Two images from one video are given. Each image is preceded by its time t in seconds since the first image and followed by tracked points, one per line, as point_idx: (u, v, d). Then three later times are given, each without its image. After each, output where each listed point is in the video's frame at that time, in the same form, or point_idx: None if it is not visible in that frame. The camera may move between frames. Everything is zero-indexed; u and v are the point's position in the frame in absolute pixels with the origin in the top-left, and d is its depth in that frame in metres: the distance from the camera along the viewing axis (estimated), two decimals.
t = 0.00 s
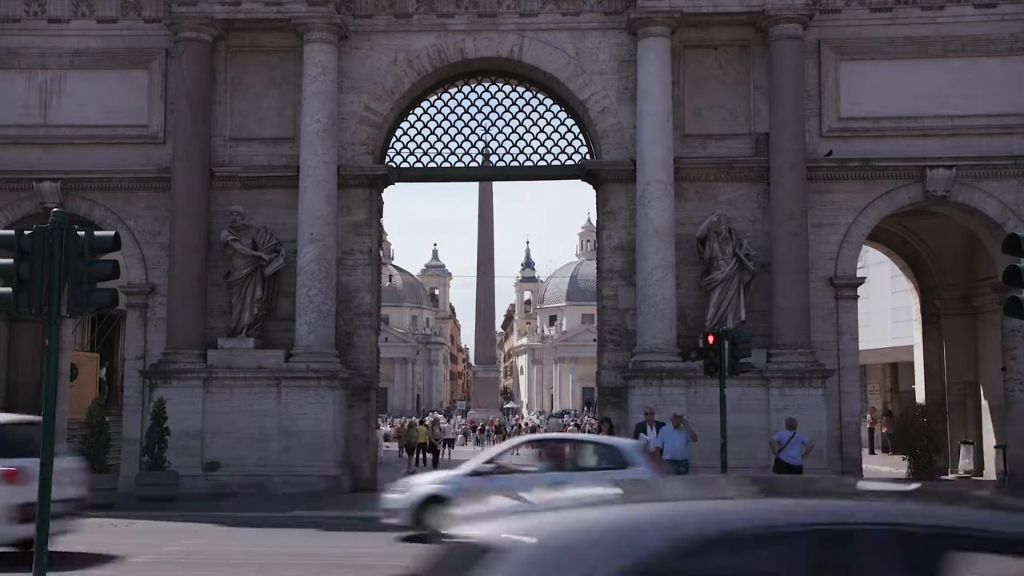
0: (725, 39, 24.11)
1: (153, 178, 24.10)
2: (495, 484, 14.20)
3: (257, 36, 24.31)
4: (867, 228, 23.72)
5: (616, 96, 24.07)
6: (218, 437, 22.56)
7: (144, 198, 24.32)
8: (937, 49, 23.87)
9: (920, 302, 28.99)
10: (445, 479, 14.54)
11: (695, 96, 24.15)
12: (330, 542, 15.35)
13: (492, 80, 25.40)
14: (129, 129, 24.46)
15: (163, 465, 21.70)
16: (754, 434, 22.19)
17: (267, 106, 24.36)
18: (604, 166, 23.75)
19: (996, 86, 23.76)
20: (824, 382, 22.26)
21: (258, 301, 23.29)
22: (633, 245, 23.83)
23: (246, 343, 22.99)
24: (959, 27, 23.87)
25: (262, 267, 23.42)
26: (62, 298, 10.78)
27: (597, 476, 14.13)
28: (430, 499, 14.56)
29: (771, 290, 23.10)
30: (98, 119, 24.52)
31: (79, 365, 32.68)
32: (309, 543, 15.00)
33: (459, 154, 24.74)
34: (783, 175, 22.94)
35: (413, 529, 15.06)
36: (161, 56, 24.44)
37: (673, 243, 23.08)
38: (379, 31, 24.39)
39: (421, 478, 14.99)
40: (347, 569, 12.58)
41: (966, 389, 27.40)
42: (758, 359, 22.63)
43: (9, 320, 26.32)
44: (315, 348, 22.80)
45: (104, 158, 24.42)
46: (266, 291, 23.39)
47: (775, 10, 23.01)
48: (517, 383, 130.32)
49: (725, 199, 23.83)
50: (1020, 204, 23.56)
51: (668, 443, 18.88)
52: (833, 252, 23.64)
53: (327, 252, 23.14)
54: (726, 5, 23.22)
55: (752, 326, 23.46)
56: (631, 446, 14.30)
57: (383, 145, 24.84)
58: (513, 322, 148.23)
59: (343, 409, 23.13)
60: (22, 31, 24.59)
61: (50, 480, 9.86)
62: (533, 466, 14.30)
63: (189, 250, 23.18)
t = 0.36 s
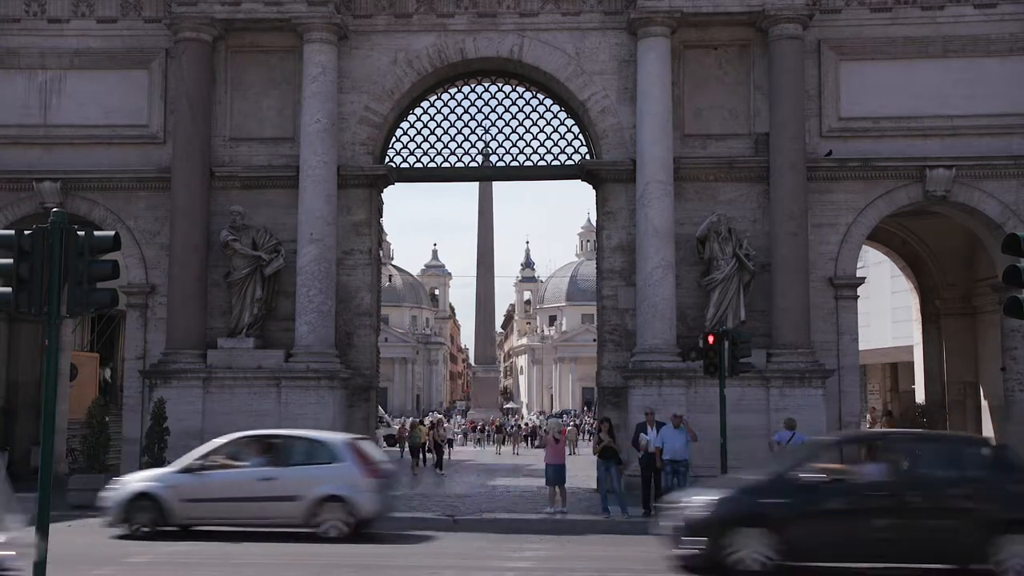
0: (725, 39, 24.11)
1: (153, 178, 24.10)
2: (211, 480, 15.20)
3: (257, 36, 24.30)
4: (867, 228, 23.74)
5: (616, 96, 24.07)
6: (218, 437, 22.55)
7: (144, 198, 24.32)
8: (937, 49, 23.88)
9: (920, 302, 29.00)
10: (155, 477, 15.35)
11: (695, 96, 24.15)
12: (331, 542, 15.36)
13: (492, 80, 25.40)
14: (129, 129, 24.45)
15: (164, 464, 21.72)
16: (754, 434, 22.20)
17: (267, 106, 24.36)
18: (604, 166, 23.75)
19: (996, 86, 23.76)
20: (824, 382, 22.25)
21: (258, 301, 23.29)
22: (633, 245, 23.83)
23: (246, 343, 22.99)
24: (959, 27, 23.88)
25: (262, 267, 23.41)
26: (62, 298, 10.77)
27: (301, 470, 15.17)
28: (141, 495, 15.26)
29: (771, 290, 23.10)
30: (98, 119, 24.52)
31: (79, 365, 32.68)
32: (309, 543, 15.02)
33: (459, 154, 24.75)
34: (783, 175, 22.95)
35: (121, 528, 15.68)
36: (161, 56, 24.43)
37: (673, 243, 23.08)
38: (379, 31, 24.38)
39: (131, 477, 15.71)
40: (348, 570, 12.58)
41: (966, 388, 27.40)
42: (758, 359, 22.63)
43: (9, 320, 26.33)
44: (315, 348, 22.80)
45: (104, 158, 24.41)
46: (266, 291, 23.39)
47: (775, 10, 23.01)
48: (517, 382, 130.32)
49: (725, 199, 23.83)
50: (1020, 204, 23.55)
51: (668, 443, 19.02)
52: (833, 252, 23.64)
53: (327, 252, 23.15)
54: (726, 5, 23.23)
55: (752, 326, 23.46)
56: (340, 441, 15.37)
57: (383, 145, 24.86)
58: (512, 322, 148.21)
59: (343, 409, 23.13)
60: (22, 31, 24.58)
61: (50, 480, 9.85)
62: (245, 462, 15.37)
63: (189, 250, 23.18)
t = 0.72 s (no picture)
0: (725, 39, 24.11)
1: (153, 178, 24.10)
2: None
3: (257, 36, 24.31)
4: (867, 228, 23.73)
5: (616, 96, 24.07)
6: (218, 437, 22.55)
7: (144, 198, 24.32)
8: (937, 49, 23.88)
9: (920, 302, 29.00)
10: None
11: (695, 96, 24.15)
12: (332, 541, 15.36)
13: (492, 80, 25.39)
14: (129, 129, 24.45)
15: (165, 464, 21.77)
16: (754, 434, 22.21)
17: (267, 106, 24.36)
18: (604, 166, 23.75)
19: (996, 86, 23.76)
20: (824, 382, 22.25)
21: (258, 301, 23.30)
22: (633, 245, 23.83)
23: (246, 343, 22.99)
24: (959, 27, 23.88)
25: (262, 267, 23.42)
26: (62, 298, 10.78)
27: (4, 468, 15.81)
28: None
29: (771, 289, 23.10)
30: (98, 119, 24.52)
31: (79, 365, 32.68)
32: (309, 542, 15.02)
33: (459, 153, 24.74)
34: (783, 175, 22.95)
35: None
36: (161, 56, 24.43)
37: (673, 243, 23.08)
38: (379, 32, 24.38)
39: None
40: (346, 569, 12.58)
41: (966, 388, 27.40)
42: (758, 359, 22.63)
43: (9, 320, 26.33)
44: (315, 348, 22.80)
45: (104, 158, 24.42)
46: (266, 291, 23.39)
47: (775, 10, 23.01)
48: (516, 383, 130.30)
49: (725, 199, 23.83)
50: (1020, 204, 23.55)
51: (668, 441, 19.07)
52: (833, 252, 23.64)
53: (327, 252, 23.15)
54: (726, 5, 23.23)
55: (752, 326, 23.46)
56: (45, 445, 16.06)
57: (383, 145, 24.87)
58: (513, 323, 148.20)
59: (343, 409, 23.13)
60: (22, 31, 24.59)
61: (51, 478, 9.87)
62: None
63: (189, 250, 23.18)
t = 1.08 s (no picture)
0: (725, 39, 24.10)
1: (153, 178, 24.09)
2: None
3: (257, 36, 24.31)
4: (867, 228, 23.73)
5: (616, 96, 24.07)
6: (218, 437, 22.54)
7: (144, 198, 24.31)
8: (937, 49, 23.89)
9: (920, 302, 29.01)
10: None
11: (695, 96, 24.15)
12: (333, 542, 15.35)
13: (492, 80, 25.39)
14: (129, 129, 24.45)
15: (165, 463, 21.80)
16: (754, 434, 22.21)
17: (267, 106, 24.36)
18: (604, 166, 23.74)
19: (996, 86, 23.76)
20: (824, 382, 22.25)
21: (258, 301, 23.30)
22: (633, 245, 23.83)
23: (246, 343, 22.99)
24: (959, 27, 23.89)
25: (262, 267, 23.41)
26: (62, 298, 10.81)
27: None
28: None
29: (771, 289, 23.10)
30: (98, 119, 24.52)
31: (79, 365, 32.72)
32: (311, 543, 15.02)
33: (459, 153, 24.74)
34: (783, 175, 22.95)
35: None
36: (161, 56, 24.43)
37: (673, 243, 23.07)
38: (378, 31, 24.38)
39: None
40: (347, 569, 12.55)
41: (966, 388, 27.40)
42: (758, 359, 22.63)
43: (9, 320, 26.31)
44: (315, 348, 22.80)
45: (104, 158, 24.41)
46: (266, 291, 23.38)
47: (775, 10, 23.01)
48: (516, 383, 130.35)
49: (725, 199, 23.83)
50: (1020, 204, 23.56)
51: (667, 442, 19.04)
52: (833, 252, 23.64)
53: (327, 251, 23.15)
54: (726, 5, 23.23)
55: (752, 326, 23.46)
56: None
57: (383, 145, 24.87)
58: (513, 322, 148.23)
59: (343, 410, 23.14)
60: (22, 31, 24.59)
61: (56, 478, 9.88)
62: None
63: (189, 250, 23.17)
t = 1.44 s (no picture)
0: (725, 39, 24.11)
1: (153, 178, 24.09)
2: None
3: (257, 36, 24.31)
4: (867, 228, 23.72)
5: (616, 96, 24.07)
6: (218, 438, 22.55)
7: (143, 198, 24.30)
8: (937, 49, 23.89)
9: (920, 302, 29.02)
10: None
11: (695, 96, 24.15)
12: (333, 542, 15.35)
13: (492, 80, 25.40)
14: (129, 129, 24.45)
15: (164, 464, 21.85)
16: (754, 434, 22.21)
17: (267, 106, 24.36)
18: (604, 166, 23.75)
19: (996, 86, 23.76)
20: (823, 382, 22.25)
21: (258, 301, 23.30)
22: (633, 245, 23.83)
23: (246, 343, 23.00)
24: (959, 27, 23.89)
25: (262, 267, 23.41)
26: (61, 298, 10.73)
27: None
28: None
29: (771, 289, 23.11)
30: (98, 119, 24.52)
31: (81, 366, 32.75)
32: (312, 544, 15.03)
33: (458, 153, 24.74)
34: (783, 175, 22.94)
35: None
36: (161, 56, 24.44)
37: (673, 243, 23.07)
38: (379, 31, 24.38)
39: None
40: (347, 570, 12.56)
41: (966, 389, 27.40)
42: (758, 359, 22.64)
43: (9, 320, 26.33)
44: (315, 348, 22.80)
45: (104, 158, 24.40)
46: (266, 291, 23.39)
47: (775, 10, 23.01)
48: (516, 383, 130.44)
49: (725, 199, 23.83)
50: (1020, 204, 23.56)
51: (666, 442, 19.07)
52: (833, 252, 23.64)
53: (327, 252, 23.14)
54: (726, 5, 23.23)
55: (752, 326, 23.46)
56: None
57: (383, 145, 24.88)
58: (513, 323, 148.22)
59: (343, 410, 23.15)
60: (22, 31, 24.59)
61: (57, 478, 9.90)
62: None
63: (189, 250, 23.17)
